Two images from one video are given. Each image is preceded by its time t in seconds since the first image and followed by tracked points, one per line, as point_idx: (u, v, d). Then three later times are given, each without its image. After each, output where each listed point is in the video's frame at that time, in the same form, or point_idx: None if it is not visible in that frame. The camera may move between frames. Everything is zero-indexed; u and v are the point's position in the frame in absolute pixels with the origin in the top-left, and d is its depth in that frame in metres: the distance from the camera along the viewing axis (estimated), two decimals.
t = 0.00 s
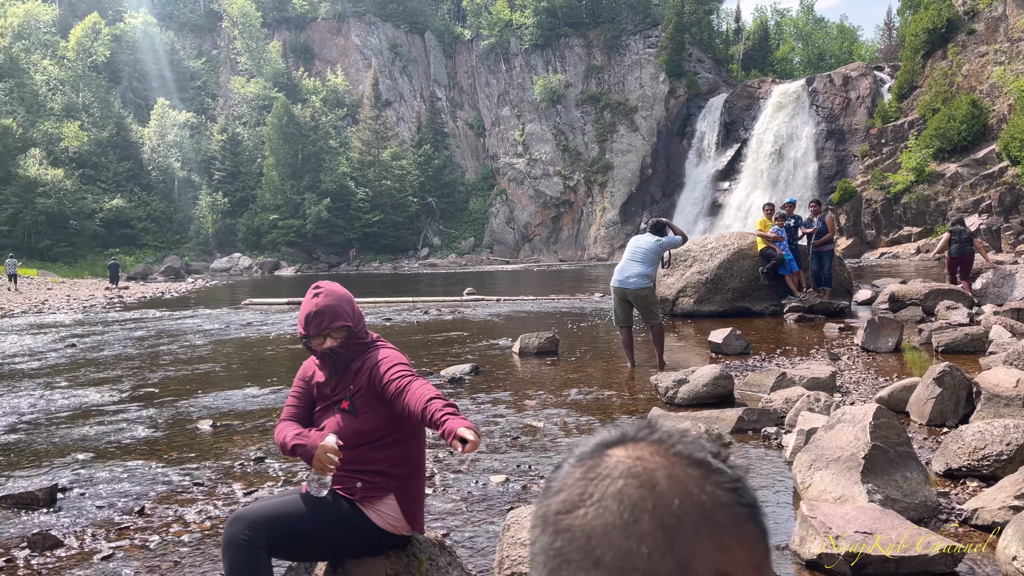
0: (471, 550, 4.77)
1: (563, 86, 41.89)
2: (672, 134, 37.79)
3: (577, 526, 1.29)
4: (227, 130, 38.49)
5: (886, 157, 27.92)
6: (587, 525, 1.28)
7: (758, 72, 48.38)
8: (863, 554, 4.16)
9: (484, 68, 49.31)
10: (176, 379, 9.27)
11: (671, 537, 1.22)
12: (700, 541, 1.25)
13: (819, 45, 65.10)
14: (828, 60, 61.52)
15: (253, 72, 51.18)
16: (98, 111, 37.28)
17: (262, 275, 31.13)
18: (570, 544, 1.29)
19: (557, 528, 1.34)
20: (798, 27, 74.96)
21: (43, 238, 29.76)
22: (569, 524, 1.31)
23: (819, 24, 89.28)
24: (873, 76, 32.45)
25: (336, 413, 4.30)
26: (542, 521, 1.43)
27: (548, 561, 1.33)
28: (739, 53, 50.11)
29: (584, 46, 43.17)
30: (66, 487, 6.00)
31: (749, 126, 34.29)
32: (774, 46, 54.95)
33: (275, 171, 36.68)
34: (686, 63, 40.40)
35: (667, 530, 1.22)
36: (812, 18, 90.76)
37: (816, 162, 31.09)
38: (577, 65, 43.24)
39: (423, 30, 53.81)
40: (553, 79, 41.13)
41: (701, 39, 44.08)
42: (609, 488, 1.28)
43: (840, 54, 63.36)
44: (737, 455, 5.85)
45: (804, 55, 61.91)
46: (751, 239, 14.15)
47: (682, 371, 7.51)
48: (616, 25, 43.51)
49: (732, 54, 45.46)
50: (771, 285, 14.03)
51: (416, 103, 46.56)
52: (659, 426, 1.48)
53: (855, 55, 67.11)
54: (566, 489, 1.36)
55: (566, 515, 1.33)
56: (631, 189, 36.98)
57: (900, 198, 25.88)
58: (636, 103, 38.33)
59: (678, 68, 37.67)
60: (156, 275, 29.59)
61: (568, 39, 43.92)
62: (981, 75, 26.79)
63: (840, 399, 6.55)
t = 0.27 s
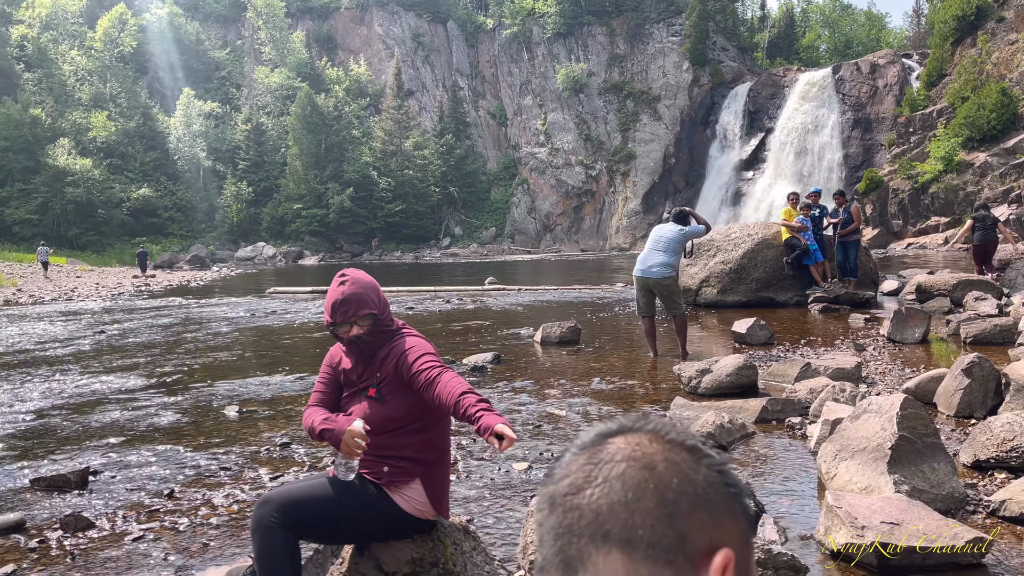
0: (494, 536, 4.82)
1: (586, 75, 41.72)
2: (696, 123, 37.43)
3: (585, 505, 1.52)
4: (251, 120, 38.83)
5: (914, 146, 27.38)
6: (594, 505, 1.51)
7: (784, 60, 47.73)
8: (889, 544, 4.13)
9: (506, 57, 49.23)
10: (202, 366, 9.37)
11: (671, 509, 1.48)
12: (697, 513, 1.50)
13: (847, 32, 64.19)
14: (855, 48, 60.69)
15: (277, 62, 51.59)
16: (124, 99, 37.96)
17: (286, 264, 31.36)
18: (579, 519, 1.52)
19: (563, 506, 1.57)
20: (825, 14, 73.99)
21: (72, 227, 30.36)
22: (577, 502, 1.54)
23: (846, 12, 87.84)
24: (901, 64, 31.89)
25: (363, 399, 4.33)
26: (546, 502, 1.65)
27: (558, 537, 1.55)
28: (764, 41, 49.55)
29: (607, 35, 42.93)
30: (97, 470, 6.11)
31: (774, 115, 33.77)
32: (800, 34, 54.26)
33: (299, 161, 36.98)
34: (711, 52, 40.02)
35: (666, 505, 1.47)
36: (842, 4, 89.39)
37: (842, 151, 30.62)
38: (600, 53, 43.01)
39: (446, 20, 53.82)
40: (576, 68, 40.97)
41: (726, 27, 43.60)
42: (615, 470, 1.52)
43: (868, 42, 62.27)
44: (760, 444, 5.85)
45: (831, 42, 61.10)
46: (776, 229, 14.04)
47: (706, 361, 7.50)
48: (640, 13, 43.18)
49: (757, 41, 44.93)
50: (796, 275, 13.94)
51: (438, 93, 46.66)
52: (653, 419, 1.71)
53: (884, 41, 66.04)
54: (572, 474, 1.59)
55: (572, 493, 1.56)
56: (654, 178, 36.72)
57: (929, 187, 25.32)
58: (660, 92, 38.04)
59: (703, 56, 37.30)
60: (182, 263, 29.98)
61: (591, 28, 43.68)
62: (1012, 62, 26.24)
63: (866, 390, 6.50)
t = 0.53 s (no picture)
0: (518, 521, 4.84)
1: (609, 61, 41.51)
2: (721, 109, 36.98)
3: (610, 482, 1.50)
4: (274, 107, 39.15)
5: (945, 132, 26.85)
6: (620, 481, 1.49)
7: (810, 46, 47.04)
8: (917, 534, 4.09)
9: (529, 43, 49.17)
10: (227, 351, 9.47)
11: (698, 484, 1.45)
12: (724, 489, 1.47)
13: (876, 17, 63.20)
14: (885, 32, 59.75)
15: (301, 49, 51.95)
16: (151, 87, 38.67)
17: (309, 250, 31.59)
18: (605, 498, 1.50)
19: (587, 485, 1.55)
20: None
21: (99, 213, 30.98)
22: (602, 480, 1.52)
23: None
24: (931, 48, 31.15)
25: (390, 382, 4.35)
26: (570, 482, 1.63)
27: (584, 518, 1.54)
28: (791, 25, 48.89)
29: (630, 20, 42.65)
30: (126, 452, 6.22)
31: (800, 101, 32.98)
32: (828, 17, 53.43)
33: (322, 148, 37.28)
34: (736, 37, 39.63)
35: (692, 481, 1.45)
36: None
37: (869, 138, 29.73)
38: (623, 39, 42.75)
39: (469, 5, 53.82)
40: (599, 54, 40.79)
41: (752, 11, 43.05)
42: (643, 447, 1.50)
43: (898, 27, 61.12)
44: (786, 433, 5.82)
45: (860, 27, 60.20)
46: (802, 216, 13.92)
47: (730, 348, 7.46)
48: None
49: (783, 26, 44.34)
50: (821, 263, 13.83)
51: (460, 79, 46.81)
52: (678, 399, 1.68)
53: (915, 25, 64.94)
54: (596, 453, 1.57)
55: (596, 471, 1.54)
56: (678, 165, 36.41)
57: (959, 174, 24.69)
58: (684, 77, 37.70)
59: (727, 41, 36.94)
60: (207, 249, 30.42)
61: (615, 13, 43.42)
62: None
63: (894, 378, 6.44)
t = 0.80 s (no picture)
0: (539, 505, 4.87)
1: (631, 46, 41.32)
2: (745, 95, 36.48)
3: (639, 453, 1.46)
4: (296, 94, 39.51)
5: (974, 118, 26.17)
6: (647, 454, 1.45)
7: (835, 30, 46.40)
8: (941, 522, 4.07)
9: (551, 29, 49.14)
10: (251, 335, 9.58)
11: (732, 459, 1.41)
12: (757, 461, 1.44)
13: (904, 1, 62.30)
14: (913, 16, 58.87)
15: (325, 37, 52.42)
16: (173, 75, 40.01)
17: (332, 236, 31.93)
18: (632, 471, 1.46)
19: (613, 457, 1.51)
20: None
21: (123, 199, 31.69)
22: (629, 452, 1.48)
23: None
24: (959, 32, 30.15)
25: (411, 365, 4.33)
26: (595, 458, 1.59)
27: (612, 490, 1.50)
28: (816, 10, 48.26)
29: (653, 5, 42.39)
30: (152, 433, 6.32)
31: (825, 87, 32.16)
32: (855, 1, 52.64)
33: (343, 134, 37.60)
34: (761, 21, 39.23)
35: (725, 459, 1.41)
36: None
37: (896, 123, 29.30)
38: (646, 24, 42.52)
39: None
40: (621, 40, 40.64)
41: None
42: (671, 424, 1.46)
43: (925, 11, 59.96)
44: (808, 419, 5.81)
45: (888, 10, 59.34)
46: (826, 202, 13.84)
47: (752, 335, 7.46)
48: None
49: (809, 10, 43.76)
50: (845, 250, 13.77)
51: (481, 65, 47.02)
52: (706, 371, 1.64)
53: (944, 9, 63.92)
54: (625, 426, 1.52)
55: (620, 445, 1.51)
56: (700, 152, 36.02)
57: (987, 160, 24.27)
58: (707, 63, 37.36)
59: (752, 26, 36.58)
60: (230, 236, 30.91)
61: None
62: None
63: (919, 365, 6.41)
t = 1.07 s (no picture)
0: (557, 493, 4.90)
1: (652, 33, 41.13)
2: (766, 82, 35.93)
3: (663, 439, 1.42)
4: (316, 82, 39.79)
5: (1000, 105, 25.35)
6: (670, 440, 1.42)
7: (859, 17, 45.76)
8: (963, 513, 4.04)
9: (570, 16, 49.10)
10: (271, 323, 9.67)
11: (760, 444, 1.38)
12: (787, 449, 1.39)
13: None
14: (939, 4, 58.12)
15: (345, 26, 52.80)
16: (193, 64, 40.63)
17: (350, 225, 32.14)
18: (655, 456, 1.43)
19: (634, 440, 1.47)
20: None
21: (144, 186, 32.23)
22: (650, 438, 1.44)
23: None
24: (984, 19, 29.40)
25: (429, 353, 4.29)
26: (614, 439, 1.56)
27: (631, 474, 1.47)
28: None
29: None
30: (174, 419, 6.40)
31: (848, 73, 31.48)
32: None
33: (363, 122, 37.85)
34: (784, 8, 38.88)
35: (754, 448, 1.37)
36: None
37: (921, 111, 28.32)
38: (666, 11, 42.30)
39: None
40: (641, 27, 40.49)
41: None
42: (696, 408, 1.42)
43: None
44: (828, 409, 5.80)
45: None
46: (849, 191, 13.79)
47: (772, 324, 7.47)
48: None
49: None
50: (867, 239, 13.72)
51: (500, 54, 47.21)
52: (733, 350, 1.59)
53: None
54: (648, 409, 1.48)
55: (643, 429, 1.47)
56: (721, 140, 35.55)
57: (1014, 149, 23.71)
58: (728, 50, 37.04)
59: (774, 12, 36.27)
60: (251, 224, 31.24)
61: None
62: None
63: (941, 356, 6.38)
